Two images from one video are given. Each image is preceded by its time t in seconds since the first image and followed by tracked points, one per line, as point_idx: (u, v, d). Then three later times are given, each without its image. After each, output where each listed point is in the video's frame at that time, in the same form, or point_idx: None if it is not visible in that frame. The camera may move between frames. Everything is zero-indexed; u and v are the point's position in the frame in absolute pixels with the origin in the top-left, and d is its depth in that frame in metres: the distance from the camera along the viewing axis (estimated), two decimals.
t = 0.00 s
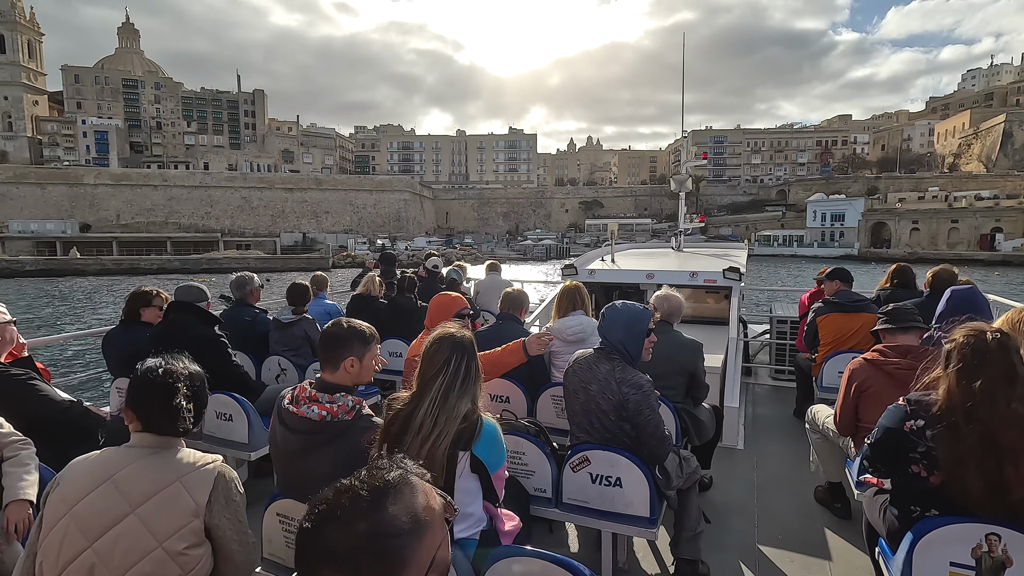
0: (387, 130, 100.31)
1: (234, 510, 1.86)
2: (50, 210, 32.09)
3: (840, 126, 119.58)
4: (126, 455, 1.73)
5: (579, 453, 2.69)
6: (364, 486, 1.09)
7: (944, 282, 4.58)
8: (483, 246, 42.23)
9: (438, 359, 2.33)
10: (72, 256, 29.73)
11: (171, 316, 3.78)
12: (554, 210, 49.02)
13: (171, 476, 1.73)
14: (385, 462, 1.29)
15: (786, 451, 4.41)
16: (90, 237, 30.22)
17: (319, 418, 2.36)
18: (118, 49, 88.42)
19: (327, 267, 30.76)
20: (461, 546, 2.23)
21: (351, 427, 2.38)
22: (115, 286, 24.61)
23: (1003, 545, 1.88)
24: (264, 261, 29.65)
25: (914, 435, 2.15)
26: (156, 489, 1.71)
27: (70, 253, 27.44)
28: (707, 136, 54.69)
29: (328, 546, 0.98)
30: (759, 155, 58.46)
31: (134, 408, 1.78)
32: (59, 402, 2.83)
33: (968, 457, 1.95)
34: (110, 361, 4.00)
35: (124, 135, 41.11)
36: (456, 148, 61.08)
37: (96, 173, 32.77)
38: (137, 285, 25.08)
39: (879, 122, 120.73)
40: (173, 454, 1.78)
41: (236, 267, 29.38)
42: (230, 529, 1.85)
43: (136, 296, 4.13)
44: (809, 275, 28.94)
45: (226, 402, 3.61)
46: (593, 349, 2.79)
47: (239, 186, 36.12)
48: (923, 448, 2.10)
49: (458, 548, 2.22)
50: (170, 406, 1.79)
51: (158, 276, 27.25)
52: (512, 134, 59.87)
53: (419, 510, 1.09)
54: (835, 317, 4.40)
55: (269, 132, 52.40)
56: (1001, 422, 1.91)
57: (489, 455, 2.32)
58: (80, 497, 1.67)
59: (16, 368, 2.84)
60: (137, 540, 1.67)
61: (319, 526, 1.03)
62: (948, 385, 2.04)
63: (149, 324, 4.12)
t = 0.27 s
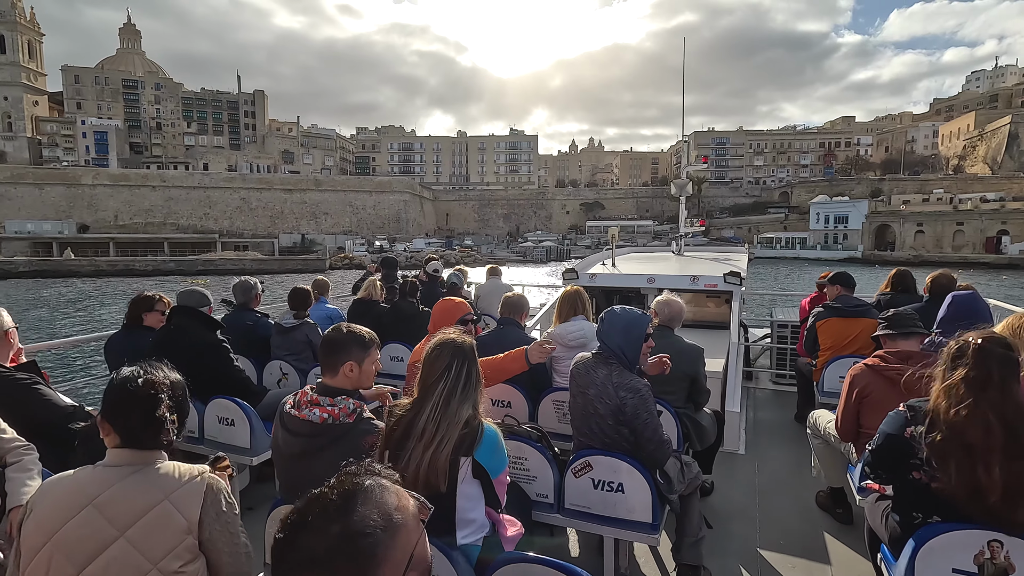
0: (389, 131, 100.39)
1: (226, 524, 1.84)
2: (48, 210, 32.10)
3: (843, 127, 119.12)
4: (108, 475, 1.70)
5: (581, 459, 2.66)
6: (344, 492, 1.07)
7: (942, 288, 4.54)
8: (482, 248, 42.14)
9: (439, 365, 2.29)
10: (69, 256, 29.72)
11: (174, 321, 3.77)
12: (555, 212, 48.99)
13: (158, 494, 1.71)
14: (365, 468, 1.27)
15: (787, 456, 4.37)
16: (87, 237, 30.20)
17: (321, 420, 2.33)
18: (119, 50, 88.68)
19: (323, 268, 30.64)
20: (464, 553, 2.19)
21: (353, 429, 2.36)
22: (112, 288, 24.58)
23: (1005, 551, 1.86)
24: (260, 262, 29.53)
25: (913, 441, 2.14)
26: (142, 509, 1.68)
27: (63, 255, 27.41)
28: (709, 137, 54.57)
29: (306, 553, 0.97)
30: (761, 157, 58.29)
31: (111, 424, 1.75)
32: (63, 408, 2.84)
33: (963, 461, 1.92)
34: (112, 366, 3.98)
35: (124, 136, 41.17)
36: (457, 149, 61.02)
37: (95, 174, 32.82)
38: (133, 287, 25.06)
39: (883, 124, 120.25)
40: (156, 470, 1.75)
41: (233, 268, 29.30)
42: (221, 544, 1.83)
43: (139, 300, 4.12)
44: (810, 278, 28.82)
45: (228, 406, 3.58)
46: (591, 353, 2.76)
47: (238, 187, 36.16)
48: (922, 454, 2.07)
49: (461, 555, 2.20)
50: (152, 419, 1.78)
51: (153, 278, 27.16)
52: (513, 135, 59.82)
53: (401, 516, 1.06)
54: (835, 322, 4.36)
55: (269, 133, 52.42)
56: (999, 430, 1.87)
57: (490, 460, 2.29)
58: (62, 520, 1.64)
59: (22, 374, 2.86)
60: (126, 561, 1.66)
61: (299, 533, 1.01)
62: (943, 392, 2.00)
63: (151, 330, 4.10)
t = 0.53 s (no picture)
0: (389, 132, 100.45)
1: (219, 539, 1.84)
2: (46, 210, 32.18)
3: (847, 128, 118.60)
4: (98, 496, 1.67)
5: (585, 465, 2.62)
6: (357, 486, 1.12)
7: (944, 293, 4.50)
8: (482, 250, 42.06)
9: (441, 371, 2.24)
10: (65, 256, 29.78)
11: (178, 326, 3.76)
12: (556, 213, 48.94)
13: (150, 514, 1.70)
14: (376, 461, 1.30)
15: (790, 461, 4.33)
16: (84, 237, 30.15)
17: (326, 420, 2.31)
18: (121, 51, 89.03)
19: (320, 269, 30.55)
20: (468, 559, 2.19)
21: (357, 431, 2.33)
22: (108, 290, 24.60)
23: (1012, 559, 1.82)
24: (255, 264, 29.40)
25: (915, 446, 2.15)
26: (136, 529, 1.67)
27: (58, 256, 27.39)
28: (711, 138, 54.44)
29: (330, 532, 1.02)
30: (763, 158, 58.13)
31: (97, 440, 1.71)
32: (68, 413, 2.86)
33: (963, 463, 1.87)
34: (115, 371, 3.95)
35: (124, 136, 41.19)
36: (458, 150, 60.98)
37: (93, 175, 32.86)
38: (129, 288, 25.11)
39: (887, 125, 119.65)
40: (145, 488, 1.72)
41: (228, 269, 29.19)
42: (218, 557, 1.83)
43: (143, 305, 4.09)
44: (812, 280, 28.68)
45: (231, 411, 3.55)
46: (592, 359, 2.74)
47: (237, 188, 36.20)
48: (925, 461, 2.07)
49: (465, 563, 2.17)
50: (138, 436, 1.74)
51: (148, 279, 27.13)
52: (514, 136, 59.76)
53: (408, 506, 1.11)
54: (836, 327, 4.32)
55: (269, 133, 52.44)
56: (1005, 439, 1.81)
57: (493, 466, 2.26)
58: (50, 544, 1.62)
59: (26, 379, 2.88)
60: None
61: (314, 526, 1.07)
62: (944, 398, 1.97)
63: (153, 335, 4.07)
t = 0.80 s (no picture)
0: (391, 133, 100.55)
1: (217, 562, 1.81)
2: (46, 211, 32.28)
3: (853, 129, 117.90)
4: (92, 520, 1.66)
5: (590, 471, 2.58)
6: (406, 458, 1.30)
7: (949, 298, 4.44)
8: (483, 251, 42.00)
9: (452, 376, 2.27)
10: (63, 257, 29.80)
11: (181, 330, 3.74)
12: (558, 214, 48.86)
13: (145, 536, 1.68)
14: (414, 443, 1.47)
15: (795, 467, 4.28)
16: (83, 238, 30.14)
17: (340, 415, 2.28)
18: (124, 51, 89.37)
19: (318, 271, 30.54)
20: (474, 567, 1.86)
21: (366, 430, 2.30)
22: (106, 292, 24.66)
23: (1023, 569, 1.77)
24: (253, 266, 29.31)
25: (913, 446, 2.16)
26: (132, 550, 1.66)
27: (54, 256, 27.40)
28: (714, 139, 54.24)
29: (384, 489, 1.22)
30: (767, 159, 57.89)
31: (90, 456, 1.69)
32: (70, 419, 2.84)
33: (956, 465, 1.87)
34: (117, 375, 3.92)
35: (125, 137, 41.28)
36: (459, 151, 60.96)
37: (93, 175, 32.95)
38: (128, 290, 25.19)
39: (894, 125, 118.84)
40: (139, 507, 1.71)
41: (224, 271, 29.07)
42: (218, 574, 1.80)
43: (146, 309, 4.05)
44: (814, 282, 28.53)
45: (235, 416, 3.51)
46: (595, 365, 2.70)
47: (237, 188, 36.27)
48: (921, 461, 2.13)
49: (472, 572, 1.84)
50: (134, 451, 1.72)
51: (146, 280, 27.15)
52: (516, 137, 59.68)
53: (447, 474, 1.26)
54: (839, 332, 4.27)
55: (271, 134, 52.50)
56: (1005, 444, 1.78)
57: (499, 474, 2.22)
58: (41, 568, 1.62)
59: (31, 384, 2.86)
60: None
61: (375, 486, 1.25)
62: (946, 400, 1.96)
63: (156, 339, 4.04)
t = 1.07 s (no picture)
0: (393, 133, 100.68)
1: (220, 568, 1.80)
2: (47, 212, 32.47)
3: (860, 129, 116.98)
4: (93, 529, 1.65)
5: (596, 475, 2.56)
6: (444, 438, 1.31)
7: (957, 298, 4.39)
8: (484, 251, 41.95)
9: (459, 379, 2.24)
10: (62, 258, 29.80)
11: (184, 334, 3.71)
12: (561, 214, 48.81)
13: (147, 545, 1.67)
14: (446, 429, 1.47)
15: (802, 470, 4.24)
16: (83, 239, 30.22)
17: (349, 419, 2.25)
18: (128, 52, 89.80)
19: (317, 272, 30.52)
20: None
21: (374, 434, 2.26)
22: (107, 293, 24.75)
23: None
24: (252, 267, 29.24)
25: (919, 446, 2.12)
26: (135, 558, 1.65)
27: (52, 257, 27.44)
28: (718, 139, 54.03)
29: (422, 466, 1.23)
30: (772, 159, 57.62)
31: (89, 465, 1.66)
32: (73, 421, 2.84)
33: (962, 468, 1.83)
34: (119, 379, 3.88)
35: (127, 138, 41.44)
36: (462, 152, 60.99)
37: (94, 176, 33.10)
38: (128, 292, 25.27)
39: (901, 125, 117.91)
40: (139, 517, 1.69)
41: (223, 272, 29.02)
42: None
43: (139, 313, 3.92)
44: (817, 284, 28.38)
45: (240, 419, 3.51)
46: (600, 368, 2.67)
47: (237, 189, 36.41)
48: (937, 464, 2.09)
49: None
50: (135, 461, 1.69)
51: (146, 282, 27.23)
52: (519, 137, 59.63)
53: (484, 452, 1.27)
54: (844, 333, 4.23)
55: (273, 134, 52.65)
56: (1016, 448, 1.74)
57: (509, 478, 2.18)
58: None
59: (35, 387, 2.87)
60: None
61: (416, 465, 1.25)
62: (960, 401, 1.92)
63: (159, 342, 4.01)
